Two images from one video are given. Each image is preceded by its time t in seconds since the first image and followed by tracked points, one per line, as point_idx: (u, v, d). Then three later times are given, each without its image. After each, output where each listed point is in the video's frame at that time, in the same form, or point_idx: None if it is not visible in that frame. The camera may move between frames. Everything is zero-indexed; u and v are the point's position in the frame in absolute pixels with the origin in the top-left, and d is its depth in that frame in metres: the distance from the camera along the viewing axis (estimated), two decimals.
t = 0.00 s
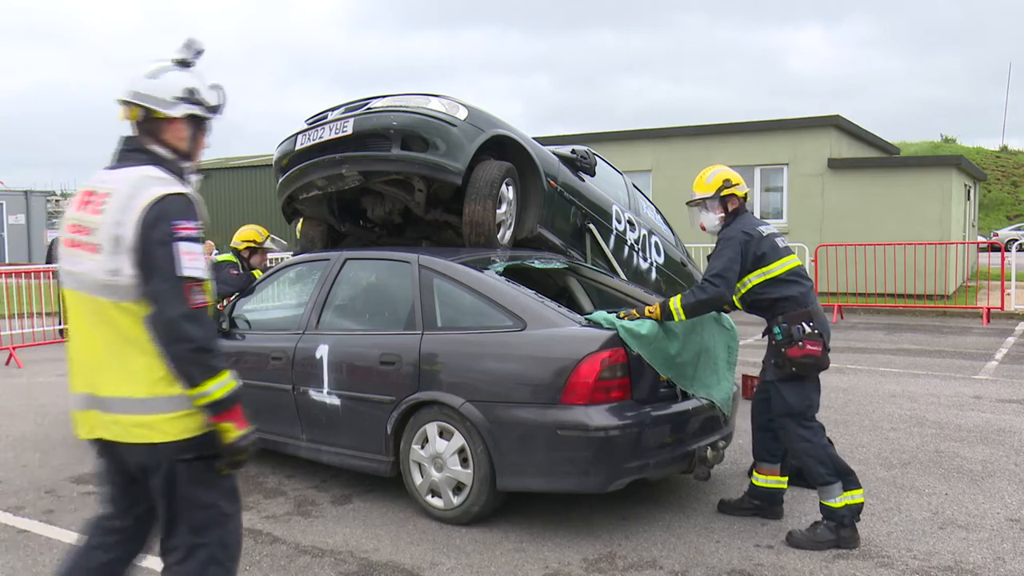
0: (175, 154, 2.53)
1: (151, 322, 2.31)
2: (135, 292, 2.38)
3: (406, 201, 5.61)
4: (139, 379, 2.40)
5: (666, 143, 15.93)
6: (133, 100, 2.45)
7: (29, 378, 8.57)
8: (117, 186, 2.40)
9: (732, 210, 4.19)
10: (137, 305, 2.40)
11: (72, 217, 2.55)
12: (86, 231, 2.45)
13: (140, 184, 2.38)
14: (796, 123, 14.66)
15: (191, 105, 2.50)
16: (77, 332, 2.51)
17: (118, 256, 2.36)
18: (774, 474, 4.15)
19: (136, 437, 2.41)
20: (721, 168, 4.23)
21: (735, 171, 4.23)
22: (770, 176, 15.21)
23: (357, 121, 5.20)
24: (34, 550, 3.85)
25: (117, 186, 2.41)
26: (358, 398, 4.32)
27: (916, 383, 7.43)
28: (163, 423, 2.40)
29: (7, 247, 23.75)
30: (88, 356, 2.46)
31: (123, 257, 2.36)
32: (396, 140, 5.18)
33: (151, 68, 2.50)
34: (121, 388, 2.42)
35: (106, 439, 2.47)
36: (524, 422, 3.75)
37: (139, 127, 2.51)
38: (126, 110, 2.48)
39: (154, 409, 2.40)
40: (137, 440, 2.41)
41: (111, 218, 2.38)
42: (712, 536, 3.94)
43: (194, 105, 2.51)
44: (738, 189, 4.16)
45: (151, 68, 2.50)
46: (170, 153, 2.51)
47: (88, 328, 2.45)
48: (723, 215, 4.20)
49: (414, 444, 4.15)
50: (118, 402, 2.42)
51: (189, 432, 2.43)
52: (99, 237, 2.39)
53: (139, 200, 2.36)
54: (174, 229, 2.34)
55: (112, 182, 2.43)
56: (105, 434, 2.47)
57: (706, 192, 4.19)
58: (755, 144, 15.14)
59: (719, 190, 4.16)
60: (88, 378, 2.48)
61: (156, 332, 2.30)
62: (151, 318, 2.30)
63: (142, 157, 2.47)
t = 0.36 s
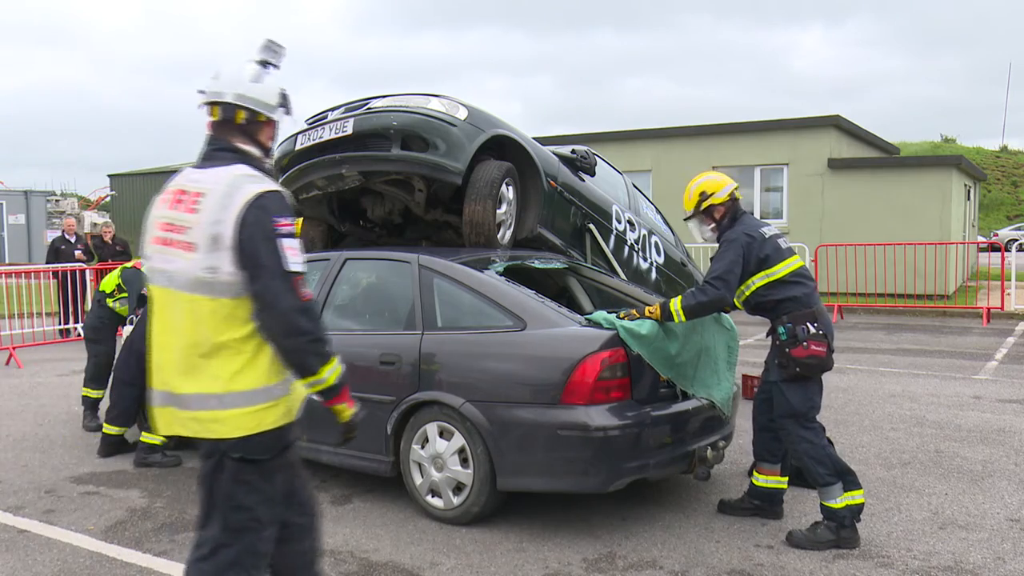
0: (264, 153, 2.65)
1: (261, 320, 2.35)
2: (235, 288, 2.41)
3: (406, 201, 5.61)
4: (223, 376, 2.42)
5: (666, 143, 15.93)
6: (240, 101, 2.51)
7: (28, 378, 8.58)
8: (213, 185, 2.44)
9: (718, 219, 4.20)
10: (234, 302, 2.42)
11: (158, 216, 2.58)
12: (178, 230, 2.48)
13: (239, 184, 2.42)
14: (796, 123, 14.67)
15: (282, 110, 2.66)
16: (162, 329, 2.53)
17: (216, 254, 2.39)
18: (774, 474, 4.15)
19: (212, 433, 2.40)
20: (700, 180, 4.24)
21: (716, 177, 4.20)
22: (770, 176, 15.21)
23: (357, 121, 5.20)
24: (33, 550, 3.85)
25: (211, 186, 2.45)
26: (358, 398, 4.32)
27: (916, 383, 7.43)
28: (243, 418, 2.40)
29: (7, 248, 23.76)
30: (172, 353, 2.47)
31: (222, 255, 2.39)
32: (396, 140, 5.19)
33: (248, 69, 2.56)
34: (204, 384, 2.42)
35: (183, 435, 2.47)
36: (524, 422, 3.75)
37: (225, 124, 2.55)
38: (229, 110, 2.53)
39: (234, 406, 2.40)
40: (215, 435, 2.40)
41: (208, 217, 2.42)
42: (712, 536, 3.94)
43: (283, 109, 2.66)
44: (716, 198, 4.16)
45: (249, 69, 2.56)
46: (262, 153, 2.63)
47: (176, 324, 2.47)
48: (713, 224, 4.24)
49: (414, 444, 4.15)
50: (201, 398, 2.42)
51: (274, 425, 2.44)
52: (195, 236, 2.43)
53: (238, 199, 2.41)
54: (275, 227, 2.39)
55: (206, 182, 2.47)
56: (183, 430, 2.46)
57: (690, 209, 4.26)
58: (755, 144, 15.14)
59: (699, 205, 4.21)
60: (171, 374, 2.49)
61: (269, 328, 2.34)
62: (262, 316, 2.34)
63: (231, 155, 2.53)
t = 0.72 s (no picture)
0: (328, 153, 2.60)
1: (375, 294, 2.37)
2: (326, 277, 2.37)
3: (407, 201, 5.61)
4: (331, 353, 2.39)
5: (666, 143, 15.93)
6: (307, 96, 2.51)
7: (28, 378, 8.58)
8: (286, 182, 2.39)
9: (712, 219, 4.25)
10: (330, 287, 2.38)
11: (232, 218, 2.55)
12: (257, 230, 2.44)
13: (316, 178, 2.38)
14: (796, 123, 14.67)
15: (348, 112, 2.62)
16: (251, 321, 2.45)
17: (302, 247, 2.35)
18: (775, 474, 4.15)
19: (330, 411, 2.37)
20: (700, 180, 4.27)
21: (716, 179, 4.20)
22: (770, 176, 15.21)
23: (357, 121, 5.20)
24: (33, 550, 3.85)
25: (285, 183, 2.40)
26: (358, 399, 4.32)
27: (916, 384, 7.43)
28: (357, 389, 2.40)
29: (7, 248, 23.77)
30: (263, 343, 2.41)
31: (308, 247, 2.34)
32: (396, 140, 5.19)
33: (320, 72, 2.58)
34: (304, 368, 2.38)
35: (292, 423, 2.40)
36: (524, 422, 3.75)
37: (290, 120, 2.54)
38: (294, 108, 2.52)
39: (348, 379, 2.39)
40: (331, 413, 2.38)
41: (286, 212, 2.37)
42: (712, 536, 3.95)
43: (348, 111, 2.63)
44: (708, 202, 4.21)
45: (316, 70, 2.57)
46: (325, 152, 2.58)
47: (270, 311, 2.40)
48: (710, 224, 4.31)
49: (414, 444, 4.15)
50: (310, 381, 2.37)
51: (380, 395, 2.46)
52: (276, 231, 2.38)
53: (315, 191, 2.36)
54: (361, 210, 2.36)
55: (280, 178, 2.42)
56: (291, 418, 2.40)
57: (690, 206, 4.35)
58: (755, 144, 15.14)
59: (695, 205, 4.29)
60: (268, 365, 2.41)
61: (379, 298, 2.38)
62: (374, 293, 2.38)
63: (298, 152, 2.49)
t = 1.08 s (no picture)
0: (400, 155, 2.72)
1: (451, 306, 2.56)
2: (417, 278, 2.52)
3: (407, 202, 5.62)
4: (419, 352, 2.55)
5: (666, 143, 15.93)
6: (376, 105, 2.62)
7: (28, 378, 8.58)
8: (384, 183, 2.51)
9: (718, 217, 4.22)
10: (417, 288, 2.53)
11: (310, 215, 2.60)
12: (349, 227, 2.52)
13: (414, 184, 2.54)
14: (796, 123, 14.67)
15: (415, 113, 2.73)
16: (337, 319, 2.51)
17: (400, 247, 2.47)
18: (775, 474, 4.15)
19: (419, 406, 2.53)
20: (708, 175, 4.23)
21: (727, 175, 4.18)
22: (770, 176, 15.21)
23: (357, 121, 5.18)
24: (33, 550, 3.85)
25: (382, 184, 2.52)
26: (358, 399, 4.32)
27: (916, 384, 7.43)
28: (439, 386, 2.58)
29: (7, 248, 23.77)
30: (353, 338, 2.50)
31: (407, 248, 2.48)
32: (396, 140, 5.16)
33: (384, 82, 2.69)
34: (396, 364, 2.50)
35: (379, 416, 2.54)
36: (524, 422, 3.75)
37: (361, 127, 2.64)
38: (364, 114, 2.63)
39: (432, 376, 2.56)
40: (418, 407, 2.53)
41: (386, 213, 2.49)
42: (712, 536, 3.95)
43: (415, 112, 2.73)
44: (720, 197, 4.16)
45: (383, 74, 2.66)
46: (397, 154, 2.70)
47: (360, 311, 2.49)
48: (712, 221, 4.26)
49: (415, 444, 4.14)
50: (399, 377, 2.51)
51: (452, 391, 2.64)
52: (373, 231, 2.49)
53: (415, 197, 2.51)
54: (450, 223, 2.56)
55: (375, 180, 2.53)
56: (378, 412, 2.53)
57: (693, 201, 4.26)
58: (755, 144, 15.14)
59: (701, 199, 4.21)
60: (353, 360, 2.51)
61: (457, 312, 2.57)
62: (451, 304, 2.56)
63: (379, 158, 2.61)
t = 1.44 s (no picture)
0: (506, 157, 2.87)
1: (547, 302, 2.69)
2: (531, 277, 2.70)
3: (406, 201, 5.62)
4: (525, 350, 2.73)
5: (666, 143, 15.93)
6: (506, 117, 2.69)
7: (28, 378, 8.58)
8: (511, 183, 2.73)
9: (714, 220, 4.23)
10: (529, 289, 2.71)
11: (432, 206, 2.78)
12: (474, 222, 2.71)
13: (537, 189, 2.75)
14: (796, 123, 14.67)
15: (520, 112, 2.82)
16: (455, 310, 2.70)
17: (521, 245, 2.67)
18: (774, 473, 4.15)
19: (519, 402, 2.70)
20: (703, 178, 4.24)
21: (721, 178, 4.20)
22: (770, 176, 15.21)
23: (357, 121, 5.19)
24: (33, 550, 3.85)
25: (509, 184, 2.74)
26: (358, 398, 4.33)
27: (916, 384, 7.42)
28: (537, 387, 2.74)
29: (7, 248, 23.75)
30: (469, 329, 2.68)
31: (526, 246, 2.67)
32: (396, 140, 5.16)
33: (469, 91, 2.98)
34: (504, 359, 2.69)
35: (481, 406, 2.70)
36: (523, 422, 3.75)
37: (492, 129, 2.91)
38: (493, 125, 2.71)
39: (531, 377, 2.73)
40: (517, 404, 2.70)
41: (512, 212, 2.69)
42: (712, 536, 3.95)
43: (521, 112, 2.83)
44: (715, 199, 4.17)
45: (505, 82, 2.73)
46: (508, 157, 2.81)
47: (479, 305, 2.68)
48: (708, 224, 4.27)
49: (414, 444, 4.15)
50: (505, 372, 2.69)
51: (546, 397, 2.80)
52: (496, 228, 2.69)
53: (537, 200, 2.72)
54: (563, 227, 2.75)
55: (502, 181, 2.74)
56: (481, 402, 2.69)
57: (688, 204, 4.27)
58: (755, 144, 15.14)
59: (695, 203, 4.22)
60: (467, 349, 2.70)
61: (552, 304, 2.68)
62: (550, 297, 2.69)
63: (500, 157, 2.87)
